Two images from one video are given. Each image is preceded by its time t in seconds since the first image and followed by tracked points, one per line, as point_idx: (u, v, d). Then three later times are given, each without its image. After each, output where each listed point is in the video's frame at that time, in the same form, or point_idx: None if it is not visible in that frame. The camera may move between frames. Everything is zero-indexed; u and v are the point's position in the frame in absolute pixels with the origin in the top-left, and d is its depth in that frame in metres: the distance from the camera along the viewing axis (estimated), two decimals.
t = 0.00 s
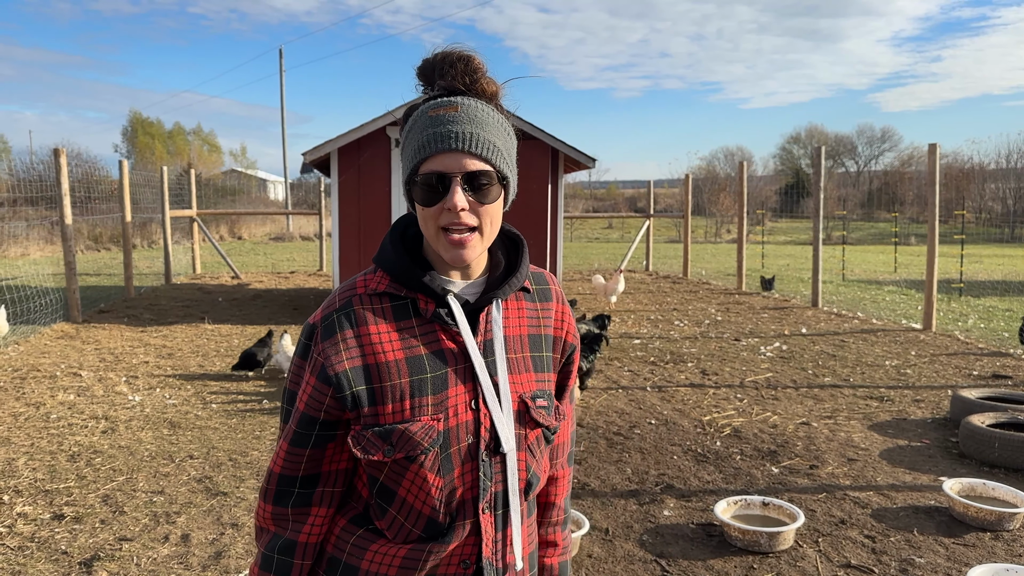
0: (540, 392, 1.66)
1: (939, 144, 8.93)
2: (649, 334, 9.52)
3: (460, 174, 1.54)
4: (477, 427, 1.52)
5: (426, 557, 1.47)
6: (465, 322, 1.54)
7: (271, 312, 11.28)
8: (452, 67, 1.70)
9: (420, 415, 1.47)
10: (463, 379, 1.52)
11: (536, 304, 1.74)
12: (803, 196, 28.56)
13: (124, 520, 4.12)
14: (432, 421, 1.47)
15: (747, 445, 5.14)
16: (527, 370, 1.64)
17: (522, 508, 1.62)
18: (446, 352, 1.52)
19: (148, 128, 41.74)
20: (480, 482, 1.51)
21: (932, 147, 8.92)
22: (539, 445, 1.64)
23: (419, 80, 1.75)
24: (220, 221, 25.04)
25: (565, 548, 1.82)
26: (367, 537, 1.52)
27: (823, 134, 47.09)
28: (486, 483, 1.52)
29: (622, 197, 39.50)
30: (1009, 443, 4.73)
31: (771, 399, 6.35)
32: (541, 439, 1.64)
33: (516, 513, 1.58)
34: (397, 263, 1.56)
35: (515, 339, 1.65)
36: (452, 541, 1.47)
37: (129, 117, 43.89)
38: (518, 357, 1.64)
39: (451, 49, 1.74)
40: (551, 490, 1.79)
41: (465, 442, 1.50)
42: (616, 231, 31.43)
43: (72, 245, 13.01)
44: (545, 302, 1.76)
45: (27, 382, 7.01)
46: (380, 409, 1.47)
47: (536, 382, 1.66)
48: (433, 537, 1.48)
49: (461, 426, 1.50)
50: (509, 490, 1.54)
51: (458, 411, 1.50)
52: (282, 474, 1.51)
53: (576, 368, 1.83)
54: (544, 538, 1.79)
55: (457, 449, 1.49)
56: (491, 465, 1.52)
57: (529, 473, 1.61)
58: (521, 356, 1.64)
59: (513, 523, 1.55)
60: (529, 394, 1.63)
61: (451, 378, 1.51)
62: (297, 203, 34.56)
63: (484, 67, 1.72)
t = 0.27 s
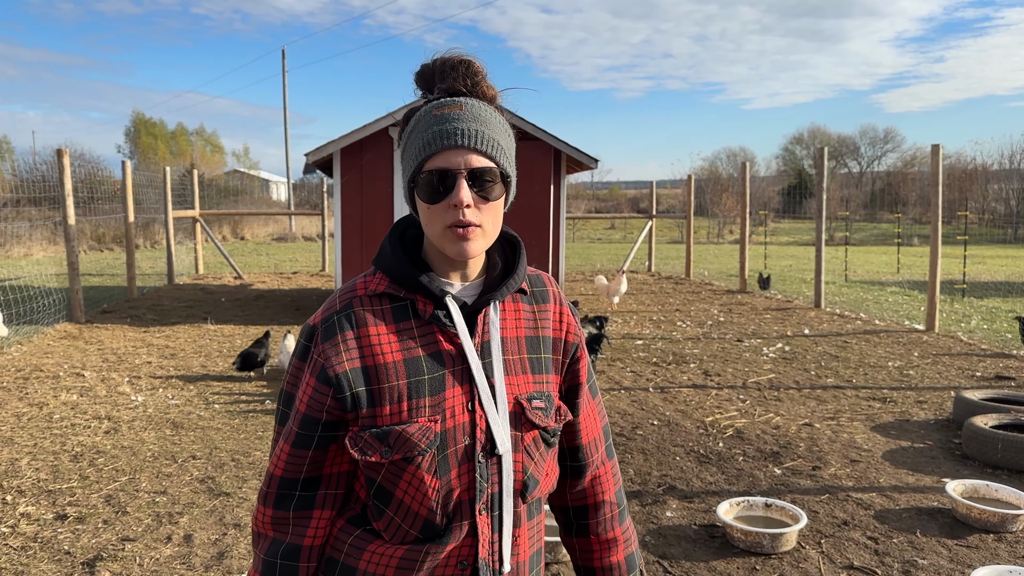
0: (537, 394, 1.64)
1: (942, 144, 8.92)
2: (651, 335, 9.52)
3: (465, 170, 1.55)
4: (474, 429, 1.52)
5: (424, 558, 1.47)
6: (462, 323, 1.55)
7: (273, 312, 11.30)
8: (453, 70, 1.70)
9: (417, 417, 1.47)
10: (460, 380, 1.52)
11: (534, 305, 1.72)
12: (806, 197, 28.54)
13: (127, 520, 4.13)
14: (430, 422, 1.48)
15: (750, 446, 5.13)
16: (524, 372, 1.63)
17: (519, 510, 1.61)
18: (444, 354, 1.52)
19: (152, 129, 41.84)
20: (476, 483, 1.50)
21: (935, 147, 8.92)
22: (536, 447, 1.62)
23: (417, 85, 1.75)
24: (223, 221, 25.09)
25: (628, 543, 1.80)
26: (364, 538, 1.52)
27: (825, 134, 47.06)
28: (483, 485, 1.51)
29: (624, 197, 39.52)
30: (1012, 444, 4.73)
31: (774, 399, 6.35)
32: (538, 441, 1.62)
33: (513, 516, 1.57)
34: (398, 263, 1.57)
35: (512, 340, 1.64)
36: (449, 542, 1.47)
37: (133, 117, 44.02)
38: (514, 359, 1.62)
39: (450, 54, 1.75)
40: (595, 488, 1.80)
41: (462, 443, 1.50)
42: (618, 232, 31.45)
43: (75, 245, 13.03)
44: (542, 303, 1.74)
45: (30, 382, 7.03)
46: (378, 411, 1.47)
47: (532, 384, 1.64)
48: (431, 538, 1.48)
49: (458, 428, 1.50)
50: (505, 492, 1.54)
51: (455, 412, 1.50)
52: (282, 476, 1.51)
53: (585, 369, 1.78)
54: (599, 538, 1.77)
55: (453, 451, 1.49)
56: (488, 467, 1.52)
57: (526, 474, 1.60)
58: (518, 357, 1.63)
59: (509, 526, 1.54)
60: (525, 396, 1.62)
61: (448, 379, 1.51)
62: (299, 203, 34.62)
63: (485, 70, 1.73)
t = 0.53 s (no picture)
0: (540, 390, 1.66)
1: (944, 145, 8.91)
2: (653, 335, 9.52)
3: (461, 163, 1.55)
4: (479, 426, 1.52)
5: (431, 555, 1.47)
6: (467, 321, 1.56)
7: (275, 312, 11.31)
8: (445, 74, 1.71)
9: (424, 415, 1.48)
10: (466, 378, 1.53)
11: (536, 302, 1.74)
12: (808, 198, 28.50)
13: (129, 520, 4.14)
14: (437, 420, 1.48)
15: (751, 446, 5.13)
16: (527, 369, 1.64)
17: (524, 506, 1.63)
18: (450, 351, 1.52)
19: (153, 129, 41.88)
20: (483, 480, 1.51)
21: (937, 148, 8.91)
22: (539, 444, 1.64)
23: (408, 96, 1.75)
24: (225, 221, 25.13)
25: (605, 546, 1.80)
26: (370, 536, 1.53)
27: (827, 135, 46.99)
28: (489, 482, 1.52)
29: (625, 197, 39.53)
30: (1015, 445, 4.72)
31: (776, 400, 6.35)
32: (542, 437, 1.64)
33: (518, 512, 1.58)
34: (401, 261, 1.57)
35: (516, 337, 1.65)
36: (456, 539, 1.48)
37: (134, 117, 44.09)
38: (518, 355, 1.64)
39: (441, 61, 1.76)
40: (578, 485, 1.81)
41: (469, 441, 1.51)
42: (620, 232, 31.44)
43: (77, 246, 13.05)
44: (544, 300, 1.76)
45: (32, 382, 7.04)
46: (385, 409, 1.47)
47: (536, 381, 1.66)
48: (438, 536, 1.48)
49: (464, 426, 1.51)
50: (510, 488, 1.55)
51: (461, 410, 1.51)
52: (288, 476, 1.50)
53: (583, 364, 1.81)
54: (577, 535, 1.79)
55: (460, 448, 1.50)
56: (494, 463, 1.53)
57: (531, 470, 1.61)
58: (521, 354, 1.64)
59: (514, 522, 1.55)
60: (529, 392, 1.63)
61: (454, 377, 1.51)
62: (301, 203, 34.66)
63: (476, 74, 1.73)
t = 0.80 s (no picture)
0: (540, 385, 1.66)
1: (945, 145, 8.91)
2: (654, 335, 9.52)
3: (459, 165, 1.55)
4: (482, 420, 1.53)
5: (436, 551, 1.47)
6: (467, 315, 1.56)
7: (276, 313, 11.31)
8: (447, 74, 1.71)
9: (427, 410, 1.47)
10: (467, 372, 1.53)
11: (534, 297, 1.75)
12: (809, 198, 28.49)
13: (130, 520, 4.14)
14: (439, 414, 1.48)
15: (753, 447, 5.13)
16: (527, 363, 1.65)
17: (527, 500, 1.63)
18: (451, 346, 1.53)
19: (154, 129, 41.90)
20: (486, 474, 1.51)
21: (938, 148, 8.91)
22: (541, 438, 1.64)
23: (413, 92, 1.76)
24: (226, 222, 25.15)
25: (576, 545, 1.79)
26: (376, 535, 1.52)
27: (828, 135, 46.95)
28: (492, 476, 1.52)
29: (626, 198, 39.51)
30: (1016, 445, 4.72)
31: (777, 400, 6.35)
32: (543, 431, 1.65)
33: (521, 505, 1.59)
34: (400, 258, 1.56)
35: (515, 331, 1.66)
36: (461, 534, 1.48)
37: (135, 118, 44.14)
38: (518, 350, 1.64)
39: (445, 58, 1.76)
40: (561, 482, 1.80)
41: (471, 435, 1.51)
42: (621, 232, 31.44)
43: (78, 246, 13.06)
44: (541, 295, 1.77)
45: (33, 382, 7.05)
46: (387, 405, 1.47)
47: (536, 375, 1.66)
48: (443, 531, 1.48)
49: (466, 420, 1.51)
50: (514, 481, 1.55)
51: (463, 404, 1.51)
52: (291, 476, 1.48)
53: (579, 361, 1.81)
54: (551, 532, 1.78)
55: (463, 443, 1.49)
56: (496, 457, 1.53)
57: (534, 464, 1.62)
58: (520, 349, 1.65)
59: (519, 515, 1.56)
60: (530, 386, 1.64)
61: (455, 371, 1.51)
62: (302, 204, 34.67)
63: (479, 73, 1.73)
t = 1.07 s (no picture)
0: (537, 380, 1.66)
1: (945, 145, 8.90)
2: (654, 336, 9.51)
3: (451, 176, 1.55)
4: (479, 416, 1.52)
5: (437, 549, 1.47)
6: (461, 313, 1.55)
7: (277, 313, 11.30)
8: (441, 73, 1.70)
9: (424, 408, 1.47)
10: (463, 369, 1.52)
11: (528, 294, 1.75)
12: (809, 198, 28.47)
13: (130, 521, 4.13)
14: (437, 413, 1.48)
15: (753, 447, 5.12)
16: (524, 359, 1.64)
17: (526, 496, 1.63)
18: (446, 344, 1.52)
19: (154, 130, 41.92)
20: (485, 470, 1.51)
21: (938, 148, 8.90)
22: (539, 432, 1.64)
23: (410, 87, 1.75)
24: (226, 222, 25.16)
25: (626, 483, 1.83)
26: (375, 535, 1.51)
27: (828, 135, 46.95)
28: (491, 472, 1.52)
29: (627, 198, 39.49)
30: (1017, 446, 4.71)
31: (777, 401, 6.34)
32: (542, 426, 1.65)
33: (521, 501, 1.58)
34: (392, 260, 1.56)
35: (511, 328, 1.65)
36: (461, 531, 1.48)
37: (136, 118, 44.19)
38: (514, 347, 1.64)
39: (440, 54, 1.75)
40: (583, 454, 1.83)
41: (469, 432, 1.51)
42: (621, 232, 31.43)
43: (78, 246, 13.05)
44: (536, 292, 1.77)
45: (34, 382, 7.05)
46: (384, 405, 1.47)
47: (533, 370, 1.66)
48: (443, 529, 1.48)
49: (464, 417, 1.50)
50: (512, 477, 1.55)
51: (460, 401, 1.50)
52: (290, 478, 1.47)
53: (576, 356, 1.83)
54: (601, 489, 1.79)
55: (461, 440, 1.49)
56: (495, 453, 1.53)
57: (532, 459, 1.62)
58: (517, 345, 1.64)
59: (518, 512, 1.55)
60: (528, 381, 1.63)
61: (452, 369, 1.51)
62: (302, 204, 34.67)
63: (474, 70, 1.72)
